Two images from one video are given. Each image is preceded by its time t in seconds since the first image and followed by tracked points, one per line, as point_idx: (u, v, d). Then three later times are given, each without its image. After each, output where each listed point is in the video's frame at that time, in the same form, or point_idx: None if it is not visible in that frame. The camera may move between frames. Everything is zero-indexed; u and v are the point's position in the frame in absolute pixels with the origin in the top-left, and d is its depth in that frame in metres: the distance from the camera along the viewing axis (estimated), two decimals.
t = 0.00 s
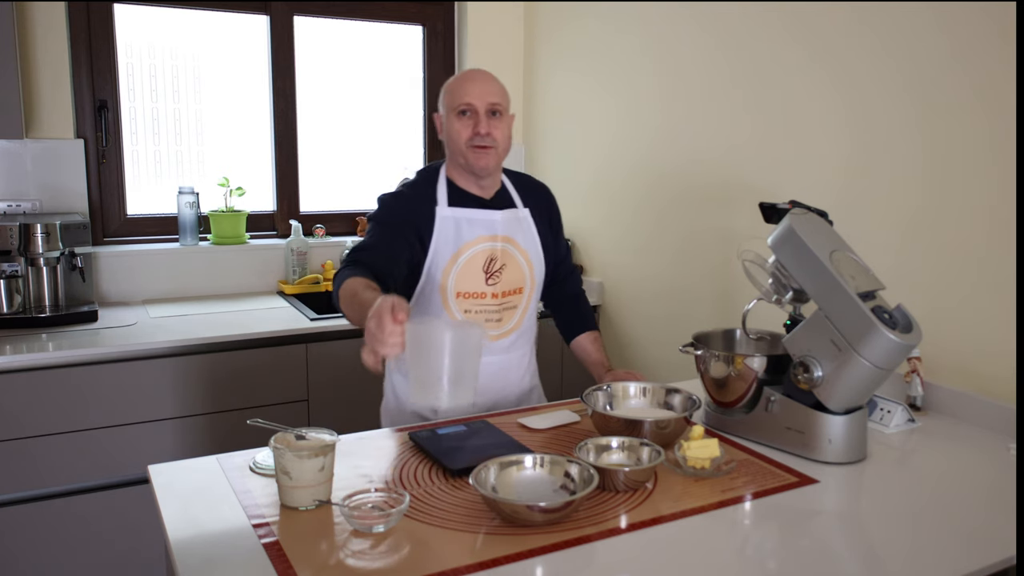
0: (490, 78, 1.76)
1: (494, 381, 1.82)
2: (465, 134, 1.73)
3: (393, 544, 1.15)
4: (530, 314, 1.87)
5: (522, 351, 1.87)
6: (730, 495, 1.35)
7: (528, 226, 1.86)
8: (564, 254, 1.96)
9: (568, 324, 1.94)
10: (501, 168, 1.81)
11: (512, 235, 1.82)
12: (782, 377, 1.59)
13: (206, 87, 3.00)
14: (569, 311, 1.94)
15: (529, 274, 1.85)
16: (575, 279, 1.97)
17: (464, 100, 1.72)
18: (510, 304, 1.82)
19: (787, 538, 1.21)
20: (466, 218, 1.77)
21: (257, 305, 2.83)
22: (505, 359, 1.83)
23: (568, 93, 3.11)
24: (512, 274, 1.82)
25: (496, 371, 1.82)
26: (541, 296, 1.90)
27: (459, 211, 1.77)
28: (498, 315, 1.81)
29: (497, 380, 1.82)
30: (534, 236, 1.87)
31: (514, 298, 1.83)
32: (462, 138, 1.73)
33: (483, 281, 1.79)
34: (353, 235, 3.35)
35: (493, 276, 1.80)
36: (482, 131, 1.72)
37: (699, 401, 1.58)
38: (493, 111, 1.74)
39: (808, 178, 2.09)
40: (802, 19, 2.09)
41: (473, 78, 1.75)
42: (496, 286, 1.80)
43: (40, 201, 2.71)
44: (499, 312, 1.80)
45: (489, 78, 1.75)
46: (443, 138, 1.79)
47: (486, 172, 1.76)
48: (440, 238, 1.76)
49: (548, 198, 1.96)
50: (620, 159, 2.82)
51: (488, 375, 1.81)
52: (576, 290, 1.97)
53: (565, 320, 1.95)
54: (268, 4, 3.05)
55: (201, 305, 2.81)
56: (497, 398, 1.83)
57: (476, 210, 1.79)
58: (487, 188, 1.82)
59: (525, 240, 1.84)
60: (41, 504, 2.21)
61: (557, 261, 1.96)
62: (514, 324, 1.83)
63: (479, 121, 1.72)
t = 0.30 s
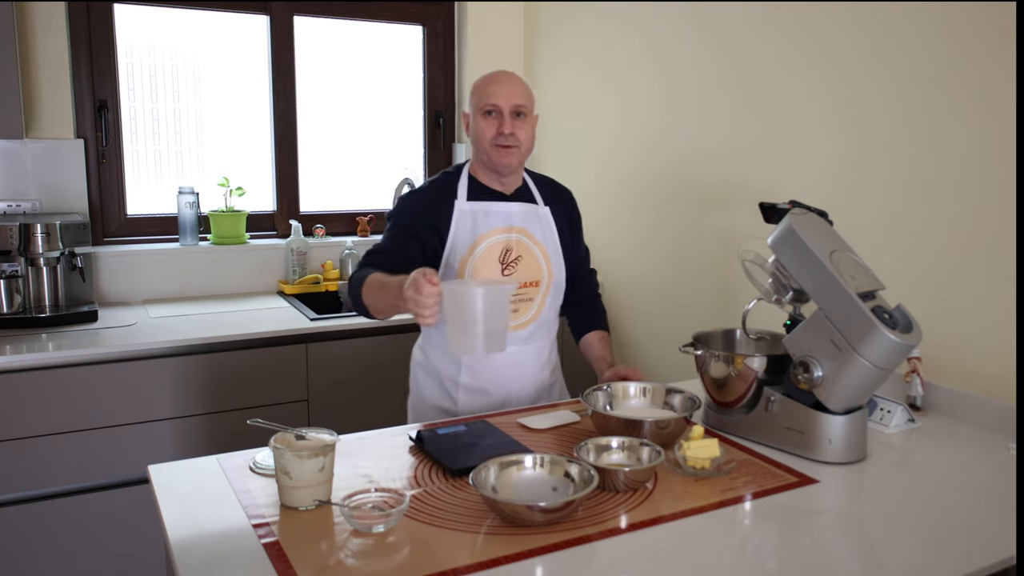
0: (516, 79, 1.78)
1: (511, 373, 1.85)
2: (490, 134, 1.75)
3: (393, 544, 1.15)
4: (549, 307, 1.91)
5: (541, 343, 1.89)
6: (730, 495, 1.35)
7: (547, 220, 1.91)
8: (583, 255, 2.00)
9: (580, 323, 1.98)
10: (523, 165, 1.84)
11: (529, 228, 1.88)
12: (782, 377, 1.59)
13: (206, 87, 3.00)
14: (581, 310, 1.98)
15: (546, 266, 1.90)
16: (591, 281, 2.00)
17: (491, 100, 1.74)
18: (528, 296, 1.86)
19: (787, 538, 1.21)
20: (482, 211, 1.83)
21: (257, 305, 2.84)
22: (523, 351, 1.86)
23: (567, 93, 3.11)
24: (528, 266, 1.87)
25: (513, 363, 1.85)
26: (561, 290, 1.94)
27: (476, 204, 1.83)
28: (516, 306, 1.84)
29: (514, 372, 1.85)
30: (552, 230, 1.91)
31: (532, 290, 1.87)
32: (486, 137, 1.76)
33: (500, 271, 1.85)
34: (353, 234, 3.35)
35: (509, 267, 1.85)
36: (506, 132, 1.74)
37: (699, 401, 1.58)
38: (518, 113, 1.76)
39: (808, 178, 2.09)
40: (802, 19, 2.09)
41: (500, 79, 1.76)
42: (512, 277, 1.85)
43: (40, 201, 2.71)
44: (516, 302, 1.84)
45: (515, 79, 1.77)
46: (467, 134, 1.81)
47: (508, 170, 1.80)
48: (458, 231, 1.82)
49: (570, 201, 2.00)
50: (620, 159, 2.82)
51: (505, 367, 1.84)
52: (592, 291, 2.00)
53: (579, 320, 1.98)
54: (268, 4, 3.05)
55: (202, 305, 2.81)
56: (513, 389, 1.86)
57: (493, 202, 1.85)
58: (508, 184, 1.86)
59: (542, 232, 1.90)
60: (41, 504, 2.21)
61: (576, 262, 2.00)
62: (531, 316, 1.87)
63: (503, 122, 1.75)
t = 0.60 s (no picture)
0: (532, 83, 1.78)
1: (527, 368, 1.86)
2: (506, 140, 1.77)
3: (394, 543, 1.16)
4: (564, 303, 1.91)
5: (557, 339, 1.90)
6: (730, 495, 1.35)
7: (561, 219, 1.91)
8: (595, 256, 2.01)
9: (592, 323, 1.99)
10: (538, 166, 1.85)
11: (541, 225, 1.88)
12: (781, 377, 1.59)
13: (206, 87, 3.00)
14: (593, 310, 1.99)
15: (559, 263, 1.90)
16: (604, 282, 2.01)
17: (508, 107, 1.75)
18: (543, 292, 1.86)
19: (787, 538, 1.21)
20: (495, 209, 1.84)
21: (258, 305, 2.84)
22: (539, 347, 1.87)
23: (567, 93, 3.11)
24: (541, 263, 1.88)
25: (529, 358, 1.85)
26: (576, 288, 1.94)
27: (489, 203, 1.84)
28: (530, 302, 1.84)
29: (530, 367, 1.86)
30: (564, 228, 1.92)
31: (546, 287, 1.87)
32: (503, 142, 1.77)
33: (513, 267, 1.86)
34: (354, 235, 3.35)
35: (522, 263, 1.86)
36: (523, 138, 1.76)
37: (699, 401, 1.58)
38: (534, 118, 1.77)
39: (808, 178, 2.09)
40: (802, 19, 2.09)
41: (516, 83, 1.76)
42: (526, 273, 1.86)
43: (40, 201, 2.71)
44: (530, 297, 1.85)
45: (532, 84, 1.77)
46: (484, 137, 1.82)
47: (523, 172, 1.82)
48: (470, 229, 1.83)
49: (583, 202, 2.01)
50: (620, 159, 2.82)
51: (520, 364, 1.85)
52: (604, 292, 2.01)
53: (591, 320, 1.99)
54: (268, 4, 3.05)
55: (202, 305, 2.81)
56: (528, 384, 1.87)
57: (506, 200, 1.86)
58: (522, 184, 1.87)
59: (555, 230, 1.90)
60: (40, 504, 2.21)
61: (588, 262, 2.01)
62: (547, 310, 1.87)
63: (520, 128, 1.76)
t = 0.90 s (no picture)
0: (548, 90, 1.75)
1: (537, 364, 1.86)
2: (522, 149, 1.75)
3: (393, 543, 1.16)
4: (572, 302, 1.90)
5: (566, 335, 1.90)
6: (730, 495, 1.35)
7: (568, 219, 1.92)
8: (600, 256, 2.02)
9: (596, 323, 1.99)
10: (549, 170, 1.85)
11: (550, 224, 1.89)
12: (782, 377, 1.58)
13: (207, 87, 3.00)
14: (596, 311, 1.99)
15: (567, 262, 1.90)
16: (608, 283, 2.02)
17: (526, 118, 1.72)
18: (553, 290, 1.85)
19: (787, 538, 1.22)
20: (506, 209, 1.85)
21: (258, 305, 2.84)
22: (548, 344, 1.87)
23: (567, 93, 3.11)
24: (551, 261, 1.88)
25: (539, 355, 1.86)
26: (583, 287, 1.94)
27: (499, 203, 1.85)
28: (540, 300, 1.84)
29: (540, 364, 1.87)
30: (569, 225, 1.92)
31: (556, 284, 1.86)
32: (517, 151, 1.76)
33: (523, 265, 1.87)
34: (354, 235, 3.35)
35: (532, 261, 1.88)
36: (538, 149, 1.75)
37: (699, 401, 1.58)
38: (550, 128, 1.75)
39: (808, 178, 2.09)
40: (802, 19, 2.09)
41: (534, 91, 1.73)
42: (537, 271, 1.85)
43: (40, 201, 2.71)
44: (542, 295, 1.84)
45: (548, 92, 1.74)
46: (498, 141, 1.80)
47: (535, 177, 1.82)
48: (482, 228, 1.84)
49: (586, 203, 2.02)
50: (620, 159, 2.82)
51: (530, 361, 1.85)
52: (606, 292, 2.01)
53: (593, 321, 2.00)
54: (268, 4, 3.05)
55: (202, 305, 2.81)
56: (538, 381, 1.87)
57: (517, 199, 1.87)
58: (532, 185, 1.87)
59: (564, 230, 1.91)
60: (40, 504, 2.21)
61: (591, 264, 2.02)
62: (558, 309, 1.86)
63: (536, 139, 1.74)
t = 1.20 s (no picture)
0: (559, 92, 1.75)
1: (542, 364, 1.87)
2: (536, 152, 1.75)
3: (393, 543, 1.16)
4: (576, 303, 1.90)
5: (570, 334, 1.90)
6: (730, 494, 1.35)
7: (571, 219, 1.93)
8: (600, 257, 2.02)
9: (595, 326, 1.99)
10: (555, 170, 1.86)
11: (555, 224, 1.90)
12: (782, 377, 1.58)
13: (207, 87, 3.00)
14: (597, 311, 1.99)
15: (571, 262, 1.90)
16: (609, 283, 2.02)
17: (541, 121, 1.72)
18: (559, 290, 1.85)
19: (787, 539, 1.21)
20: (513, 207, 1.85)
21: (258, 305, 2.84)
22: (553, 343, 1.87)
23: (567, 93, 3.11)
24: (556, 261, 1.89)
25: (543, 354, 1.86)
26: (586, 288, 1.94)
27: (507, 202, 1.85)
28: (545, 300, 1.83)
29: (544, 363, 1.87)
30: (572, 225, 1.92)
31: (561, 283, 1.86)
32: (530, 154, 1.76)
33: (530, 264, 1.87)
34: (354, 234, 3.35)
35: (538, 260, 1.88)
36: (552, 152, 1.75)
37: (699, 401, 1.58)
38: (563, 131, 1.75)
39: (808, 177, 2.09)
40: (802, 19, 2.09)
41: (546, 93, 1.72)
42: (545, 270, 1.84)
43: (40, 201, 2.71)
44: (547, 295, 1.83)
45: (560, 94, 1.74)
46: (508, 143, 1.79)
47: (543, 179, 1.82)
48: (489, 227, 1.84)
49: (587, 205, 2.03)
50: (620, 159, 2.82)
51: (535, 360, 1.86)
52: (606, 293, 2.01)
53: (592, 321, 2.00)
54: (268, 4, 3.05)
55: (202, 305, 2.81)
56: (542, 380, 1.88)
57: (523, 199, 1.87)
58: (538, 186, 1.88)
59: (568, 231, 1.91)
60: (40, 504, 2.21)
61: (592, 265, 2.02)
62: (562, 309, 1.86)
63: (550, 142, 1.74)
